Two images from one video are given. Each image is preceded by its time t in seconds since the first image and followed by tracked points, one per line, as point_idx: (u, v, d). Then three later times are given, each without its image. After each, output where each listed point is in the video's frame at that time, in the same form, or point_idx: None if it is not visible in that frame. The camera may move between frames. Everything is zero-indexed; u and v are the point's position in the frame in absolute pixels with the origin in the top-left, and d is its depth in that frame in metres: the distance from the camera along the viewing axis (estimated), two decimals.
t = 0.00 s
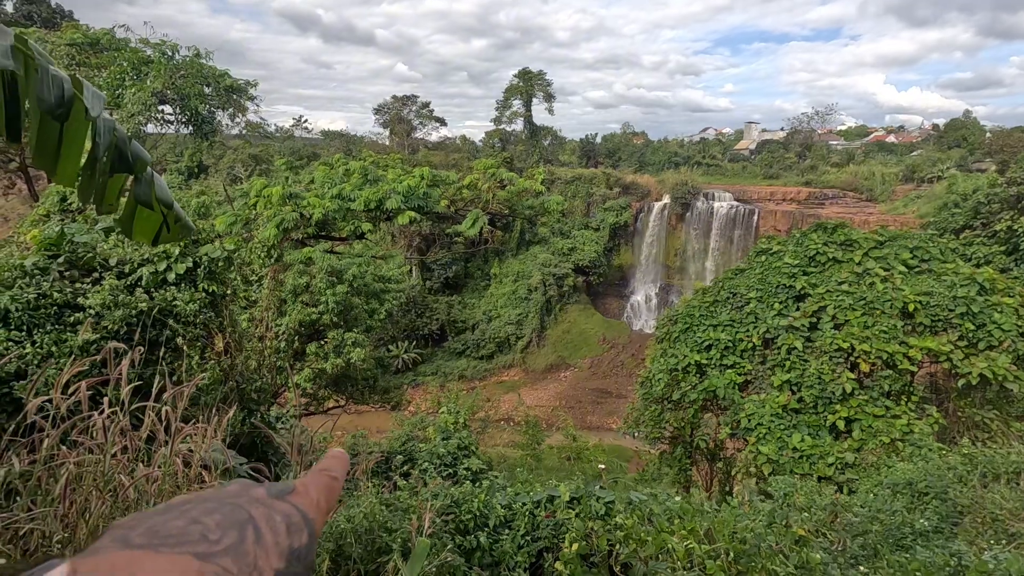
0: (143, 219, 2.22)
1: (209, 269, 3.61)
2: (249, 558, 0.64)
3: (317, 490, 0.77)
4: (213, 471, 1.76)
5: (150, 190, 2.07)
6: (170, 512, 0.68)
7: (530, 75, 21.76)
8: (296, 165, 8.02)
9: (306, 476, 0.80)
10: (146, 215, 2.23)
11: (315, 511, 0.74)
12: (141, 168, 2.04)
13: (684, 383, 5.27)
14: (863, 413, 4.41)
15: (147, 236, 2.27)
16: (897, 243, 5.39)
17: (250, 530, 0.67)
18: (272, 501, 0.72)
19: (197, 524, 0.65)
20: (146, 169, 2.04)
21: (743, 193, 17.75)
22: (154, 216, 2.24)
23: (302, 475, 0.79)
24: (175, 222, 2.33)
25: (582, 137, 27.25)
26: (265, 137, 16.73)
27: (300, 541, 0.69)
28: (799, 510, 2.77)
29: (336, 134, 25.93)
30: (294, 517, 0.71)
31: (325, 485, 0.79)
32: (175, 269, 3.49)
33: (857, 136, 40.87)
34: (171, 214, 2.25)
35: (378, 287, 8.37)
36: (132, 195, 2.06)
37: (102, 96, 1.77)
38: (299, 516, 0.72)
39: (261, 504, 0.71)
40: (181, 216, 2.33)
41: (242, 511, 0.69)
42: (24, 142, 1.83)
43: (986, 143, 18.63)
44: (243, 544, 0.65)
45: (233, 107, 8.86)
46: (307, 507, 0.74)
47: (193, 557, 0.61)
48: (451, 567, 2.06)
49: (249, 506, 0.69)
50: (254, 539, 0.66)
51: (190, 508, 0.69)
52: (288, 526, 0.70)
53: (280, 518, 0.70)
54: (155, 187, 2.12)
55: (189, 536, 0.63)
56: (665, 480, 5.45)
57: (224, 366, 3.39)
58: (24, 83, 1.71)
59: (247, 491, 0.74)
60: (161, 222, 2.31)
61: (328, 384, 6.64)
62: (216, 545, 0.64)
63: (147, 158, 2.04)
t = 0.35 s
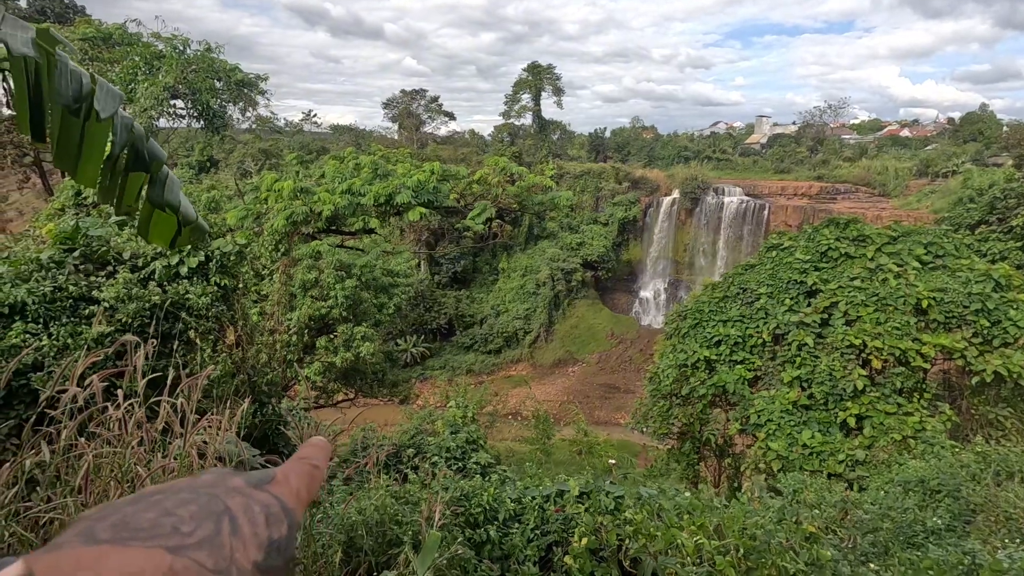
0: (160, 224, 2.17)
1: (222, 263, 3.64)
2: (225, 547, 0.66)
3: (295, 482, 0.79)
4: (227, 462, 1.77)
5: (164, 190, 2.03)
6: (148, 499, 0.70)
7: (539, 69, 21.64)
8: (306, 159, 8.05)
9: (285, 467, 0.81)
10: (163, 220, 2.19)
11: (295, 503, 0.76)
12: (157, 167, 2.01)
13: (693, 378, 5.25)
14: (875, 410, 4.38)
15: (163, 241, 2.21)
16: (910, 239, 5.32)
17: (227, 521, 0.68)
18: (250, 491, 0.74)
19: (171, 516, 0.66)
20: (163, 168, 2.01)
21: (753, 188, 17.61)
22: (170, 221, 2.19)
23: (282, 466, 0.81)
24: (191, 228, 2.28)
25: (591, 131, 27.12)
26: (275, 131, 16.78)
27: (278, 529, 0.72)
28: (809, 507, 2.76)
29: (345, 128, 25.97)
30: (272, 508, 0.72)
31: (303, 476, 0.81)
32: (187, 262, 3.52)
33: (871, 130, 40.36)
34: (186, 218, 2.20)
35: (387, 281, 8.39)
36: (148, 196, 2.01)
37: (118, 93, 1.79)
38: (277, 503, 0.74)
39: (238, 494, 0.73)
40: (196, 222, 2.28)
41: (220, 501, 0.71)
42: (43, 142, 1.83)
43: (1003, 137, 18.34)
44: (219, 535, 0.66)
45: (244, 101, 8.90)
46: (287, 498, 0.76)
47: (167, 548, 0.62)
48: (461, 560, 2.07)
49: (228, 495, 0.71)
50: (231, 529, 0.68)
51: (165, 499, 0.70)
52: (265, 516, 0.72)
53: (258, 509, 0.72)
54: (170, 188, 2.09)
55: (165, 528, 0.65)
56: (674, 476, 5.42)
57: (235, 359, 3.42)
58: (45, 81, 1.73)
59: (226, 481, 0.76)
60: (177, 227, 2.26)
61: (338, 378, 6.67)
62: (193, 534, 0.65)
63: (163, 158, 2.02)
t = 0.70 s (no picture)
0: (186, 208, 2.15)
1: (233, 256, 3.66)
2: (141, 536, 0.52)
3: (229, 469, 0.65)
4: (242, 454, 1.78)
5: (188, 173, 2.00)
6: (44, 490, 0.55)
7: (548, 64, 21.57)
8: (315, 153, 8.10)
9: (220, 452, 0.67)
10: (189, 204, 2.16)
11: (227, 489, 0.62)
12: (181, 149, 1.98)
13: (701, 374, 5.24)
14: (886, 408, 4.35)
15: (189, 225, 2.19)
16: (924, 235, 5.25)
17: (143, 511, 0.54)
18: (176, 476, 0.60)
19: (81, 503, 0.52)
20: (186, 149, 1.98)
21: (764, 183, 17.48)
22: (196, 204, 2.16)
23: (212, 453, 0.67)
24: (217, 211, 2.24)
25: (600, 126, 27.04)
26: (285, 127, 16.87)
27: (208, 522, 0.58)
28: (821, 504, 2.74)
29: (354, 123, 26.09)
30: (199, 494, 0.59)
31: (238, 461, 0.66)
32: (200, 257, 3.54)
33: (884, 124, 39.88)
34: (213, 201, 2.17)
35: (396, 276, 8.41)
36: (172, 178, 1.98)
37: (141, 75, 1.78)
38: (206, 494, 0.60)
39: (160, 480, 0.59)
40: (224, 204, 2.25)
41: (138, 486, 0.57)
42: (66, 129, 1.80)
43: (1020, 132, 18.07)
44: (134, 522, 0.53)
45: (255, 95, 8.96)
46: (217, 485, 0.62)
47: (69, 537, 0.48)
48: (470, 553, 2.08)
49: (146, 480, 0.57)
50: (148, 515, 0.54)
51: (68, 486, 0.55)
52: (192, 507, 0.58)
53: (182, 495, 0.58)
54: (195, 170, 2.06)
55: (67, 514, 0.50)
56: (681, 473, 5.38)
57: (247, 352, 3.46)
58: (66, 63, 1.70)
59: (145, 467, 0.62)
60: (204, 211, 2.22)
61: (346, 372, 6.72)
62: (102, 523, 0.51)
63: (187, 139, 1.98)
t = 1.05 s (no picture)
0: (201, 205, 2.15)
1: (246, 252, 3.70)
2: (47, 544, 0.54)
3: (158, 473, 0.66)
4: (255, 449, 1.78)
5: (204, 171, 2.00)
6: None
7: (559, 60, 21.52)
8: (327, 150, 8.16)
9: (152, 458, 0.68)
10: (204, 201, 2.16)
11: (152, 493, 0.62)
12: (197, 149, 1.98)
13: (712, 373, 5.22)
14: (900, 408, 4.30)
15: (203, 221, 2.19)
16: (940, 234, 5.19)
17: (54, 518, 0.56)
18: (96, 482, 0.61)
19: None
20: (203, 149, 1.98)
21: (777, 180, 17.35)
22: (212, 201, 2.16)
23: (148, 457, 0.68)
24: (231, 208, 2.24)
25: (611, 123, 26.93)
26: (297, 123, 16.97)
27: (125, 525, 0.59)
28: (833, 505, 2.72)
29: (366, 120, 26.18)
30: (117, 499, 0.60)
31: (168, 466, 0.68)
32: (214, 252, 3.58)
33: (899, 121, 39.35)
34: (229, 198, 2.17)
35: (406, 272, 8.45)
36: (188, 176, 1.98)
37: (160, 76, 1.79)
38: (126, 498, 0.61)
39: (79, 486, 0.60)
40: (239, 201, 2.25)
41: (53, 494, 0.58)
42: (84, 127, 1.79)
43: None
44: (44, 530, 0.55)
45: (268, 92, 9.03)
46: (142, 489, 0.62)
47: None
48: (479, 548, 2.09)
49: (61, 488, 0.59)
50: (56, 524, 0.55)
51: None
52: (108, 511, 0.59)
53: (99, 502, 0.59)
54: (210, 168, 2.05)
55: None
56: (690, 472, 5.36)
57: (259, 348, 3.50)
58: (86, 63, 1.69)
59: (73, 471, 0.64)
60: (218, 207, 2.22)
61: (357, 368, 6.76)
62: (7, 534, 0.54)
63: (204, 138, 1.98)
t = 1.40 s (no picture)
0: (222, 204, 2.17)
1: (268, 248, 3.76)
2: None
3: (123, 521, 0.76)
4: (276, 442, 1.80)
5: (226, 171, 2.03)
6: None
7: (578, 57, 21.41)
8: (347, 148, 8.24)
9: (117, 505, 0.79)
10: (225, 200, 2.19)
11: (119, 539, 0.72)
12: (219, 148, 2.01)
13: (731, 373, 5.16)
14: (926, 411, 4.21)
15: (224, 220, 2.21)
16: (970, 233, 5.04)
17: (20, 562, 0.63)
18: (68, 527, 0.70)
19: None
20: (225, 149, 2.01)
21: (800, 178, 17.06)
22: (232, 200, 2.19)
23: (112, 503, 0.78)
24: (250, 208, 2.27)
25: (631, 120, 26.72)
26: (318, 121, 17.16)
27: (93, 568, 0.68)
28: (856, 510, 2.66)
29: (386, 118, 26.35)
30: (87, 545, 0.68)
31: (136, 513, 0.79)
32: (237, 249, 3.65)
33: (929, 117, 38.32)
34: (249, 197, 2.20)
35: (424, 269, 8.49)
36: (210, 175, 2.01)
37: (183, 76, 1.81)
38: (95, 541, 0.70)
39: (45, 533, 0.68)
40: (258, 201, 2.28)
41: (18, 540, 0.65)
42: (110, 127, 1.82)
43: None
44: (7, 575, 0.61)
45: (290, 90, 9.15)
46: (109, 535, 0.72)
47: None
48: (496, 545, 2.10)
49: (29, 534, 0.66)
50: (26, 569, 0.62)
51: None
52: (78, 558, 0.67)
53: (65, 549, 0.67)
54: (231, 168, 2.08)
55: None
56: (708, 472, 5.30)
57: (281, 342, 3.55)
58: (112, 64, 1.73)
59: (38, 519, 0.71)
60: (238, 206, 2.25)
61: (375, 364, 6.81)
62: None
63: (225, 138, 2.01)
